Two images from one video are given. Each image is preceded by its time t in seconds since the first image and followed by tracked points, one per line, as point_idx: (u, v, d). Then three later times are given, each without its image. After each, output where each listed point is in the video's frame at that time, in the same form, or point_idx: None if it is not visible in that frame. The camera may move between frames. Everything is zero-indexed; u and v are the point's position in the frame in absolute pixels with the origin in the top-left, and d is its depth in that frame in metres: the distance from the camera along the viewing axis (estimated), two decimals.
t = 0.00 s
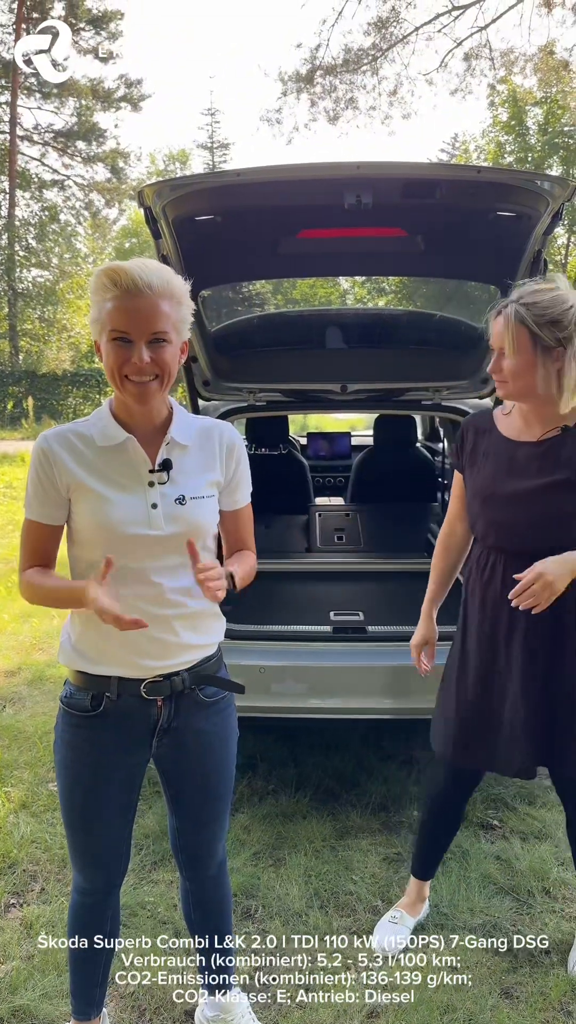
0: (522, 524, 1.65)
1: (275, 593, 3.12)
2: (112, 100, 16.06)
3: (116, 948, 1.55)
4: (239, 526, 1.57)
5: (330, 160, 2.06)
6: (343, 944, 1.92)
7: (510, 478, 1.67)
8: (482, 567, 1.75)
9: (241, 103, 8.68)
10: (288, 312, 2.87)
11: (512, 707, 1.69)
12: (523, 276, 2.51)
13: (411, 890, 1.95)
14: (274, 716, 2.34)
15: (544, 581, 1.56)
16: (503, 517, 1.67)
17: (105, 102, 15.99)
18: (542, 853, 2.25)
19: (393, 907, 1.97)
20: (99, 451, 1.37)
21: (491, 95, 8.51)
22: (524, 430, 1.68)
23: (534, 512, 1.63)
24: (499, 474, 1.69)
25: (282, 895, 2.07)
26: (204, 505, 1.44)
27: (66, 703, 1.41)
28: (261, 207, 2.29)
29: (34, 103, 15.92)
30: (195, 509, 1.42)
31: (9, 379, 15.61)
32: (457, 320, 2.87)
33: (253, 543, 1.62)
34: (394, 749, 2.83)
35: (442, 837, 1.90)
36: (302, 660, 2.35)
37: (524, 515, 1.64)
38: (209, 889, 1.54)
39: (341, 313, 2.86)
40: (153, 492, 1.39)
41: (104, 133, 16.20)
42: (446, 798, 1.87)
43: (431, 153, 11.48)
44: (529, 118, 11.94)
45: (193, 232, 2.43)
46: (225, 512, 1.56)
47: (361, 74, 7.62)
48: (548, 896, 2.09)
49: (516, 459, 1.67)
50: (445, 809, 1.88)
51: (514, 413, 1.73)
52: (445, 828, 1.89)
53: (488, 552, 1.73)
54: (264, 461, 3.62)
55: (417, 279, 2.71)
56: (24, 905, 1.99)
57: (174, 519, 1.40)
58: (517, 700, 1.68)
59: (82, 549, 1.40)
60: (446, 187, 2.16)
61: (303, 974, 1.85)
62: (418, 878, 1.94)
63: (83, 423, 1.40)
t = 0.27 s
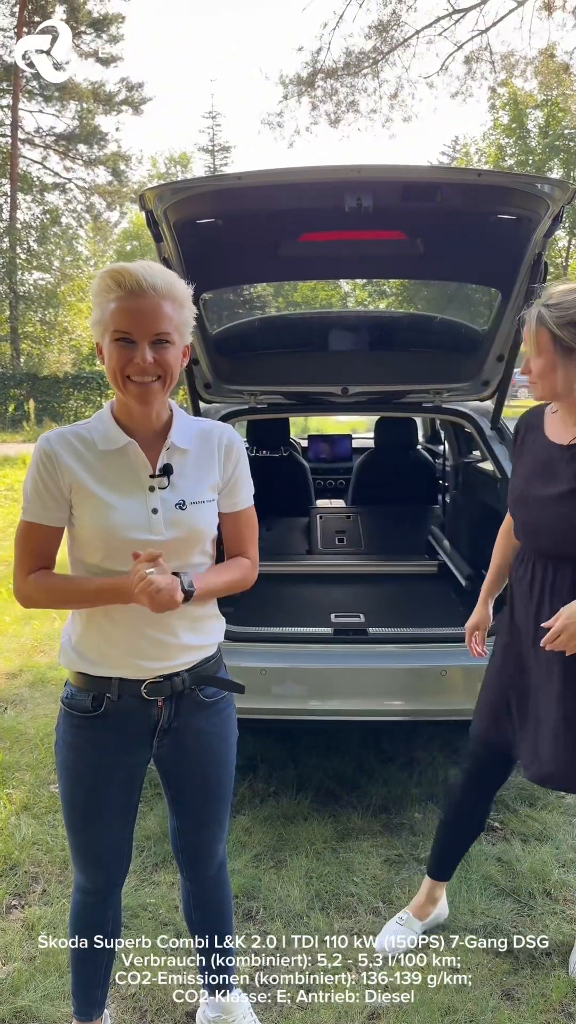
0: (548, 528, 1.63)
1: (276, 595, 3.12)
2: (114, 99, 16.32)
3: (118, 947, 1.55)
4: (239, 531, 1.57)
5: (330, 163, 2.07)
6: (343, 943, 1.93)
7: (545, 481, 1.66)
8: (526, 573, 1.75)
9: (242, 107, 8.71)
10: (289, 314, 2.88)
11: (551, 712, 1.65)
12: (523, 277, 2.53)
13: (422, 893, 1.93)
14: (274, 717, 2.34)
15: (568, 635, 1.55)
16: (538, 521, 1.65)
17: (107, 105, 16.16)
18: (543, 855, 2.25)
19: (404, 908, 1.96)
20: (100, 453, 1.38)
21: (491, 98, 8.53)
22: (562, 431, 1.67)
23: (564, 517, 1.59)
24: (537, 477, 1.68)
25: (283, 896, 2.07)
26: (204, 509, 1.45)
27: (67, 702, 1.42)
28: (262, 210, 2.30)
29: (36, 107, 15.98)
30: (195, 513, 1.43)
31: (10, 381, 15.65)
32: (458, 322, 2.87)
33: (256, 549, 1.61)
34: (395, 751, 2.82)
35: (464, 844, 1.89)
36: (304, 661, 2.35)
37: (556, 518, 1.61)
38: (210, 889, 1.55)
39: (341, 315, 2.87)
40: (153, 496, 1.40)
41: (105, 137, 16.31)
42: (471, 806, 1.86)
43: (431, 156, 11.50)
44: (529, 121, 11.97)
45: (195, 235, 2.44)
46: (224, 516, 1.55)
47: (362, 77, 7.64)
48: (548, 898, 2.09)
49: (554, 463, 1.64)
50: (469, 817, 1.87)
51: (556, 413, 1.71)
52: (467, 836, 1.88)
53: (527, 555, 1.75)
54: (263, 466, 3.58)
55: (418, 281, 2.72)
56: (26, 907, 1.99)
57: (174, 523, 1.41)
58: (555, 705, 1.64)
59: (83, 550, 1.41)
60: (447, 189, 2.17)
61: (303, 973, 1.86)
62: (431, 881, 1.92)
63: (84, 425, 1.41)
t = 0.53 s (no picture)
0: (558, 528, 1.69)
1: (279, 596, 3.13)
2: (117, 102, 16.43)
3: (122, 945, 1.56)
4: (240, 532, 1.58)
5: (333, 166, 2.08)
6: (343, 942, 1.94)
7: (558, 482, 1.71)
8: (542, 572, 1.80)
9: (245, 109, 8.74)
10: (292, 317, 2.88)
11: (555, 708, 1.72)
12: (526, 279, 2.53)
13: (483, 876, 2.00)
14: (277, 718, 2.35)
15: (562, 653, 1.63)
16: (549, 521, 1.72)
17: (110, 109, 16.40)
18: (545, 856, 2.25)
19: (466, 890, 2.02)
20: (102, 455, 1.39)
21: (494, 101, 8.55)
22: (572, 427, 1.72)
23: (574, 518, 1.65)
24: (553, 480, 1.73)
25: (286, 897, 2.08)
26: (205, 512, 1.46)
27: (69, 702, 1.43)
28: (265, 213, 2.31)
29: (39, 110, 16.03)
30: (197, 516, 1.44)
31: (14, 384, 15.69)
32: (460, 324, 2.87)
33: (256, 550, 1.62)
34: (398, 752, 2.83)
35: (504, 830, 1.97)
36: (306, 663, 2.36)
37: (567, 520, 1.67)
38: (212, 889, 1.55)
39: (344, 318, 2.86)
40: (154, 498, 1.40)
41: (109, 140, 16.39)
42: (509, 792, 1.95)
43: (434, 159, 11.52)
44: (532, 124, 11.98)
45: (197, 238, 2.45)
46: (226, 518, 1.56)
47: (364, 79, 7.66)
48: (551, 899, 2.09)
49: (567, 465, 1.69)
50: (506, 803, 1.95)
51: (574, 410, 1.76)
52: (504, 821, 1.96)
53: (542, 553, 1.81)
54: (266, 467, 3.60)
55: (420, 284, 2.73)
56: (30, 907, 2.00)
57: (176, 526, 1.42)
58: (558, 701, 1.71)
59: (86, 552, 1.41)
60: (449, 192, 2.18)
61: (303, 973, 1.86)
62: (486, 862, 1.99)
63: (87, 428, 1.42)
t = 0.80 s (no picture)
0: (556, 526, 1.73)
1: (283, 597, 3.13)
2: (121, 104, 16.47)
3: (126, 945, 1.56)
4: (241, 531, 1.58)
5: (336, 168, 2.09)
6: (343, 942, 1.94)
7: (558, 481, 1.74)
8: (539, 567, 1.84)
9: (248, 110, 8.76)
10: (296, 318, 2.88)
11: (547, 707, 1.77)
12: (530, 280, 2.53)
13: (496, 872, 2.02)
14: (281, 719, 2.35)
15: (553, 668, 1.69)
16: (549, 519, 1.75)
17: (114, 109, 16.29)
18: (549, 858, 2.24)
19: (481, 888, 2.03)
20: (105, 456, 1.40)
21: (497, 102, 8.55)
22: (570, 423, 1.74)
23: None
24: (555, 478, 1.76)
25: (290, 897, 2.08)
26: (208, 512, 1.46)
27: (73, 703, 1.43)
28: (269, 215, 2.32)
29: (44, 112, 16.08)
30: (199, 517, 1.44)
31: (18, 385, 15.73)
32: (464, 325, 2.87)
33: (258, 550, 1.62)
34: (402, 753, 2.83)
35: (516, 829, 1.98)
36: (310, 664, 2.36)
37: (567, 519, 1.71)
38: (216, 890, 1.55)
39: (347, 320, 2.84)
40: (157, 498, 1.41)
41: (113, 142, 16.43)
42: (521, 793, 1.95)
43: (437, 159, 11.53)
44: (536, 124, 11.99)
45: (201, 240, 2.46)
46: (229, 519, 1.56)
47: (368, 81, 7.67)
48: (555, 900, 2.09)
49: (567, 464, 1.72)
50: (517, 804, 1.97)
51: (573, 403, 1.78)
52: (515, 821, 1.98)
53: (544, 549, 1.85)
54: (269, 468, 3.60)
55: (424, 285, 2.73)
56: (34, 907, 2.00)
57: (178, 527, 1.42)
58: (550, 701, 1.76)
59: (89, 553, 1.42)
60: (453, 194, 2.18)
61: (303, 973, 1.86)
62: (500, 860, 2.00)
63: (90, 429, 1.43)
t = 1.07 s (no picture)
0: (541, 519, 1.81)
1: (288, 598, 3.13)
2: (125, 105, 16.50)
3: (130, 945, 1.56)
4: (248, 531, 1.58)
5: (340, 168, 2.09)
6: (344, 942, 1.94)
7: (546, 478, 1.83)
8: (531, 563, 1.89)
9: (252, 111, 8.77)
10: (300, 319, 2.88)
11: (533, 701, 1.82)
12: (534, 281, 2.53)
13: (502, 874, 2.02)
14: (285, 720, 2.35)
15: None
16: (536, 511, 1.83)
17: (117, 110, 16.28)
18: (554, 860, 2.24)
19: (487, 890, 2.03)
20: (109, 455, 1.40)
21: (500, 102, 8.54)
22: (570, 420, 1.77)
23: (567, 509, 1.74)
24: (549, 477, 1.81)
25: (294, 897, 2.08)
26: (213, 511, 1.46)
27: (78, 703, 1.43)
28: (273, 216, 2.32)
29: (47, 114, 16.12)
30: (204, 516, 1.44)
31: (22, 387, 15.77)
32: (468, 325, 2.87)
33: (266, 548, 1.63)
34: (406, 753, 2.83)
35: (523, 830, 1.98)
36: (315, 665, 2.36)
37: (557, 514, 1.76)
38: (220, 890, 1.55)
39: (351, 321, 2.85)
40: (162, 498, 1.41)
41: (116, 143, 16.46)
42: (528, 793, 1.95)
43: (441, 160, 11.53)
44: (539, 124, 11.99)
45: (205, 241, 2.46)
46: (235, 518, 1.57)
47: (371, 82, 7.66)
48: (560, 900, 2.09)
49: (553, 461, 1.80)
50: (523, 805, 1.96)
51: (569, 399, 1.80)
52: (522, 822, 1.97)
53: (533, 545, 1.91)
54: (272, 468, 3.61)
55: (428, 286, 2.73)
56: (39, 908, 2.00)
57: (183, 526, 1.42)
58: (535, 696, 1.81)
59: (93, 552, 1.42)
60: (457, 194, 2.18)
61: (304, 973, 1.86)
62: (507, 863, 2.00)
63: (94, 429, 1.43)
